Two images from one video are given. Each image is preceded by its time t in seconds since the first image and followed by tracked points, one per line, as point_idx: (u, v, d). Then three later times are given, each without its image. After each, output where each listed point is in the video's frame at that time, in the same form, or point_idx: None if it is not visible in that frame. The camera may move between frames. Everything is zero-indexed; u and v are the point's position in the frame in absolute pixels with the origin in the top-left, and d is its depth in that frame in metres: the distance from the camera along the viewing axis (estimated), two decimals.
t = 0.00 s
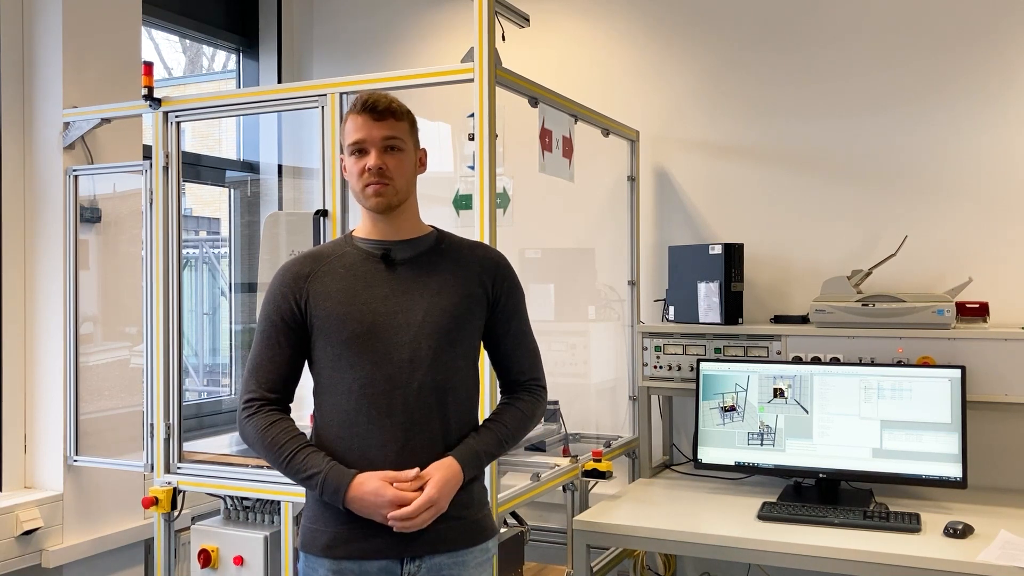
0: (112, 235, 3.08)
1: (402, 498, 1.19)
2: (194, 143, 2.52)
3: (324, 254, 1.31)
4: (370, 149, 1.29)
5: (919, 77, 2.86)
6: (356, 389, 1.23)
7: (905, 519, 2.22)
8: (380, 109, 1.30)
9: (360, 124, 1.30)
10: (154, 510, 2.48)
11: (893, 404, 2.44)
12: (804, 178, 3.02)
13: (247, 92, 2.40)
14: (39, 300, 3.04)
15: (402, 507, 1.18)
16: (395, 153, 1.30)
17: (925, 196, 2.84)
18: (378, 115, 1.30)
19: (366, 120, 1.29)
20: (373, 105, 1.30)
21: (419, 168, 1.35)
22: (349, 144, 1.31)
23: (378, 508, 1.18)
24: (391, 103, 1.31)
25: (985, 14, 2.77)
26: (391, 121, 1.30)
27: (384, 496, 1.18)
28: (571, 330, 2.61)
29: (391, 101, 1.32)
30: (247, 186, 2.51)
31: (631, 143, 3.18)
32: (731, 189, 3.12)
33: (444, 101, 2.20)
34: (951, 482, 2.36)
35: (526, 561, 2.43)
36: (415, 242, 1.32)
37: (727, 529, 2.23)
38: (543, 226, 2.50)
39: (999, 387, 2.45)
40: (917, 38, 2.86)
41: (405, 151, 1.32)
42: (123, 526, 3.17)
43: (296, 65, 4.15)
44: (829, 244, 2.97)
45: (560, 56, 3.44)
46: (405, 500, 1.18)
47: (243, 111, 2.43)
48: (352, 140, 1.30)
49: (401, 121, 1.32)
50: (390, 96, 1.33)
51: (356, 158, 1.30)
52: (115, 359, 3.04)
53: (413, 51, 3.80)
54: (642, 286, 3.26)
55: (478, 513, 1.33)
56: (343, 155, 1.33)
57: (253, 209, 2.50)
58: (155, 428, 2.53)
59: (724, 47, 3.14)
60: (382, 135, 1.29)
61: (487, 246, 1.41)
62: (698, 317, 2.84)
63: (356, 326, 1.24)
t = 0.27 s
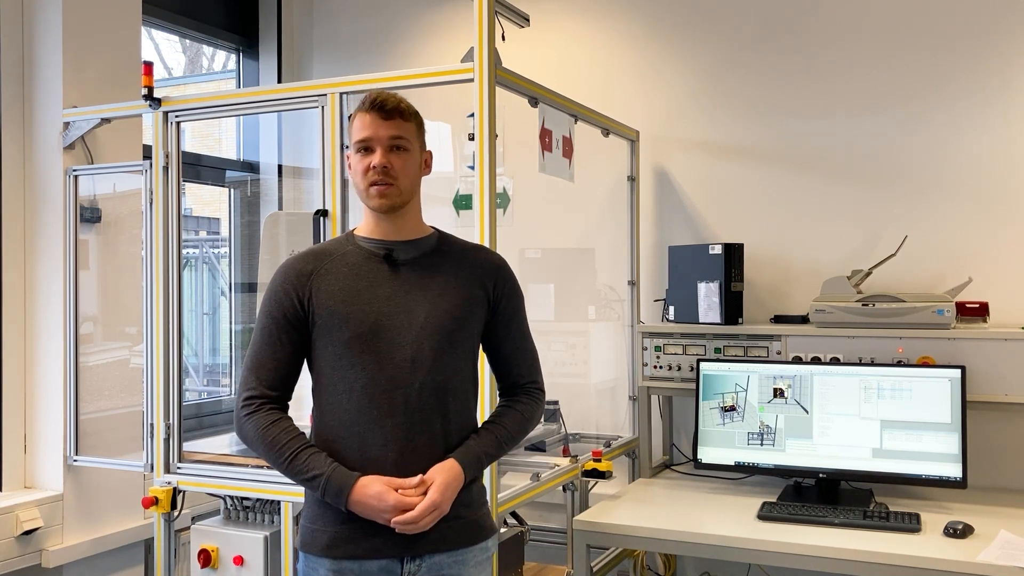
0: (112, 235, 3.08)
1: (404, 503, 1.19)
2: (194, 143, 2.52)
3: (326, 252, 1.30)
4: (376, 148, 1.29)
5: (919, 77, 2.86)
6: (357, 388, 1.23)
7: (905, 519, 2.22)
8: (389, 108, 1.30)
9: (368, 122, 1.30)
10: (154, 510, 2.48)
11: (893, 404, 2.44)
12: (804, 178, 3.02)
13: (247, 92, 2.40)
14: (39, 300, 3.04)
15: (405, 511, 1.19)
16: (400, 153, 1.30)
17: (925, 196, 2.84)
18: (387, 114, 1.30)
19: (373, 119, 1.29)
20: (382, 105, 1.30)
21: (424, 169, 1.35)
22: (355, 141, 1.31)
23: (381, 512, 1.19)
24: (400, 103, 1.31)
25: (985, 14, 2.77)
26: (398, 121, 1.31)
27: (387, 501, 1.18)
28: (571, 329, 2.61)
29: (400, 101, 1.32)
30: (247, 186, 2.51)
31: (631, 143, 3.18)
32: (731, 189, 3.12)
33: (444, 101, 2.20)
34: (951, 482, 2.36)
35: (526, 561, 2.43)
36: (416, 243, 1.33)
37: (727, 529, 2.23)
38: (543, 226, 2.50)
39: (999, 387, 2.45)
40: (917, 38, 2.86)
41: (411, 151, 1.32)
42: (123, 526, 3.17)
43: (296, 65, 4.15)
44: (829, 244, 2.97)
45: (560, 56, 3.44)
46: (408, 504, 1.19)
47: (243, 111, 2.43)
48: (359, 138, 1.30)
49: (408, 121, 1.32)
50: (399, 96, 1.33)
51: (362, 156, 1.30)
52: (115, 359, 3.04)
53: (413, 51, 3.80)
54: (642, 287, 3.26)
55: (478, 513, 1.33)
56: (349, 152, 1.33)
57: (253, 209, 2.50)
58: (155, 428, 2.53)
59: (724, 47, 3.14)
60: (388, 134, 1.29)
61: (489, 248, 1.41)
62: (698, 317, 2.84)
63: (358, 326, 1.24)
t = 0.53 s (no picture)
0: (112, 235, 3.08)
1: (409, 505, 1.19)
2: (194, 143, 2.52)
3: (328, 251, 1.30)
4: (380, 147, 1.30)
5: (919, 76, 2.86)
6: (359, 389, 1.23)
7: (905, 519, 2.22)
8: (389, 106, 1.31)
9: (370, 121, 1.30)
10: (154, 510, 2.48)
11: (893, 404, 2.44)
12: (804, 178, 3.02)
13: (247, 92, 2.40)
14: (39, 300, 3.04)
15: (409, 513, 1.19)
16: (404, 151, 1.31)
17: (925, 196, 2.84)
18: (388, 112, 1.30)
19: (375, 117, 1.30)
20: (382, 103, 1.31)
21: (427, 167, 1.35)
22: (358, 141, 1.31)
23: (385, 515, 1.19)
24: (399, 101, 1.32)
25: (986, 14, 2.77)
26: (399, 118, 1.31)
27: (391, 502, 1.18)
28: (571, 329, 2.61)
29: (399, 100, 1.33)
30: (247, 186, 2.51)
31: (631, 143, 3.18)
32: (731, 189, 3.12)
33: (444, 102, 2.20)
34: (952, 482, 2.37)
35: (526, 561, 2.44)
36: (418, 243, 1.33)
37: (726, 529, 2.23)
38: (543, 226, 2.50)
39: (999, 388, 2.45)
40: (917, 38, 2.86)
41: (414, 149, 1.32)
42: (123, 526, 3.17)
43: (296, 64, 4.15)
44: (829, 244, 2.97)
45: (560, 56, 3.44)
46: (413, 506, 1.19)
47: (243, 111, 2.43)
48: (362, 137, 1.30)
49: (409, 119, 1.33)
50: (398, 95, 1.33)
51: (366, 155, 1.30)
52: (115, 359, 3.04)
53: (413, 51, 3.80)
54: (642, 286, 3.26)
55: (479, 512, 1.33)
56: (350, 154, 1.33)
57: (253, 209, 2.50)
58: (155, 428, 2.53)
59: (725, 46, 3.14)
60: (391, 132, 1.30)
61: (490, 250, 1.41)
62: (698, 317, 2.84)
63: (361, 326, 1.24)
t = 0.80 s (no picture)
0: (112, 235, 3.08)
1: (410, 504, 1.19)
2: (194, 143, 2.52)
3: (327, 251, 1.30)
4: (380, 147, 1.29)
5: (919, 76, 2.86)
6: (359, 388, 1.23)
7: (905, 519, 2.22)
8: (390, 107, 1.30)
9: (371, 121, 1.30)
10: (154, 510, 2.48)
11: (893, 404, 2.44)
12: (804, 178, 3.02)
13: (247, 92, 2.40)
14: (39, 300, 3.04)
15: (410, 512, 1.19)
16: (403, 152, 1.31)
17: (925, 196, 2.84)
18: (388, 113, 1.30)
19: (375, 118, 1.30)
20: (383, 104, 1.30)
21: (425, 169, 1.36)
22: (357, 141, 1.31)
23: (386, 514, 1.19)
24: (400, 102, 1.32)
25: (985, 14, 2.77)
26: (399, 119, 1.31)
27: (392, 503, 1.18)
28: (571, 329, 2.61)
29: (400, 100, 1.32)
30: (247, 186, 2.51)
31: (631, 143, 3.18)
32: (731, 189, 3.12)
33: (444, 102, 2.20)
34: (952, 482, 2.37)
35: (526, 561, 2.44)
36: (417, 242, 1.33)
37: (726, 529, 2.23)
38: (543, 226, 2.50)
39: (999, 387, 2.45)
40: (917, 38, 2.86)
41: (413, 150, 1.32)
42: (122, 526, 3.17)
43: (296, 65, 4.15)
44: (829, 244, 2.97)
45: (560, 56, 3.44)
46: (413, 505, 1.19)
47: (243, 111, 2.43)
48: (361, 137, 1.30)
49: (409, 120, 1.32)
50: (399, 95, 1.33)
51: (365, 155, 1.30)
52: (115, 359, 3.04)
53: (413, 51, 3.80)
54: (642, 287, 3.26)
55: (479, 511, 1.33)
56: (349, 153, 1.33)
57: (253, 209, 2.50)
58: (155, 428, 2.53)
59: (724, 47, 3.14)
60: (391, 133, 1.30)
61: (488, 247, 1.41)
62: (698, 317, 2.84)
63: (360, 325, 1.24)
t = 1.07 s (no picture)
0: (112, 235, 3.08)
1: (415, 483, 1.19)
2: (194, 143, 2.52)
3: (324, 251, 1.30)
4: (382, 146, 1.30)
5: (919, 76, 2.86)
6: (359, 387, 1.23)
7: (905, 519, 2.22)
8: (397, 108, 1.31)
9: (375, 119, 1.30)
10: (154, 510, 2.48)
11: (893, 404, 2.44)
12: (804, 178, 3.02)
13: (247, 92, 2.40)
14: (38, 300, 3.04)
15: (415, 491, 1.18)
16: (406, 153, 1.31)
17: (925, 196, 2.84)
18: (394, 114, 1.31)
19: (381, 117, 1.30)
20: (390, 104, 1.31)
21: (425, 171, 1.36)
22: (360, 138, 1.31)
23: (391, 493, 1.18)
24: (407, 103, 1.33)
25: (985, 14, 2.77)
26: (405, 120, 1.32)
27: (396, 483, 1.18)
28: (570, 329, 2.61)
29: (407, 102, 1.33)
30: (247, 186, 2.52)
31: (631, 143, 3.18)
32: (731, 189, 3.12)
33: (444, 102, 2.20)
34: (952, 482, 2.37)
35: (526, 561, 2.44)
36: (416, 241, 1.33)
37: (726, 529, 2.23)
38: (543, 226, 2.50)
39: (999, 387, 2.45)
40: (916, 38, 2.86)
41: (415, 152, 1.33)
42: (122, 526, 3.17)
43: (296, 65, 4.15)
44: (829, 244, 2.97)
45: (560, 56, 3.44)
46: (418, 484, 1.18)
47: (243, 111, 2.43)
48: (365, 134, 1.30)
49: (414, 122, 1.33)
50: (405, 97, 1.34)
51: (367, 153, 1.30)
52: (115, 359, 3.04)
53: (413, 51, 3.80)
54: (642, 287, 3.26)
55: (480, 511, 1.33)
56: (350, 150, 1.33)
57: (253, 209, 2.51)
58: (155, 428, 2.53)
59: (724, 46, 3.14)
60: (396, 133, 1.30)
61: (486, 244, 1.41)
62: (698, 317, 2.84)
63: (358, 324, 1.24)
